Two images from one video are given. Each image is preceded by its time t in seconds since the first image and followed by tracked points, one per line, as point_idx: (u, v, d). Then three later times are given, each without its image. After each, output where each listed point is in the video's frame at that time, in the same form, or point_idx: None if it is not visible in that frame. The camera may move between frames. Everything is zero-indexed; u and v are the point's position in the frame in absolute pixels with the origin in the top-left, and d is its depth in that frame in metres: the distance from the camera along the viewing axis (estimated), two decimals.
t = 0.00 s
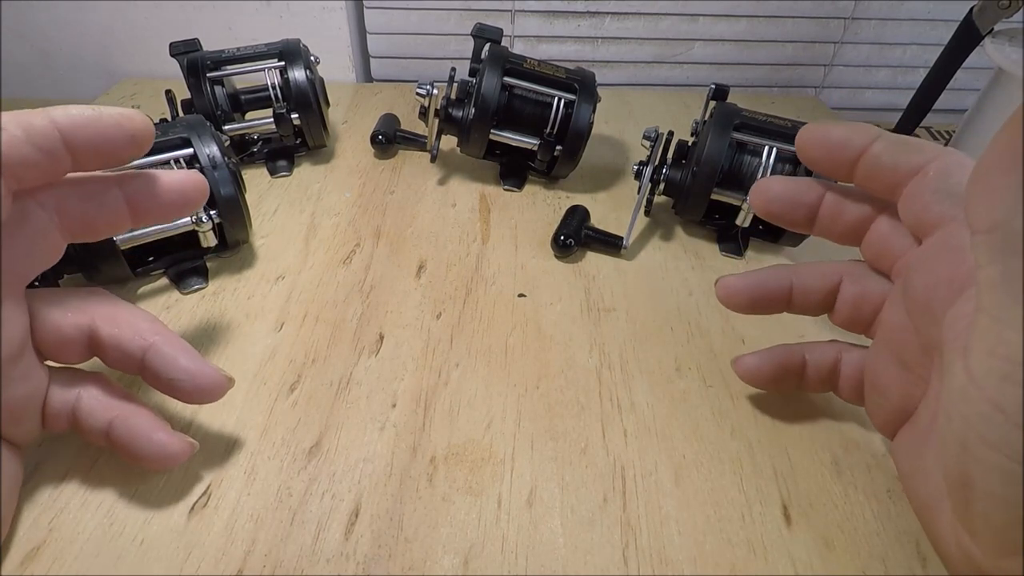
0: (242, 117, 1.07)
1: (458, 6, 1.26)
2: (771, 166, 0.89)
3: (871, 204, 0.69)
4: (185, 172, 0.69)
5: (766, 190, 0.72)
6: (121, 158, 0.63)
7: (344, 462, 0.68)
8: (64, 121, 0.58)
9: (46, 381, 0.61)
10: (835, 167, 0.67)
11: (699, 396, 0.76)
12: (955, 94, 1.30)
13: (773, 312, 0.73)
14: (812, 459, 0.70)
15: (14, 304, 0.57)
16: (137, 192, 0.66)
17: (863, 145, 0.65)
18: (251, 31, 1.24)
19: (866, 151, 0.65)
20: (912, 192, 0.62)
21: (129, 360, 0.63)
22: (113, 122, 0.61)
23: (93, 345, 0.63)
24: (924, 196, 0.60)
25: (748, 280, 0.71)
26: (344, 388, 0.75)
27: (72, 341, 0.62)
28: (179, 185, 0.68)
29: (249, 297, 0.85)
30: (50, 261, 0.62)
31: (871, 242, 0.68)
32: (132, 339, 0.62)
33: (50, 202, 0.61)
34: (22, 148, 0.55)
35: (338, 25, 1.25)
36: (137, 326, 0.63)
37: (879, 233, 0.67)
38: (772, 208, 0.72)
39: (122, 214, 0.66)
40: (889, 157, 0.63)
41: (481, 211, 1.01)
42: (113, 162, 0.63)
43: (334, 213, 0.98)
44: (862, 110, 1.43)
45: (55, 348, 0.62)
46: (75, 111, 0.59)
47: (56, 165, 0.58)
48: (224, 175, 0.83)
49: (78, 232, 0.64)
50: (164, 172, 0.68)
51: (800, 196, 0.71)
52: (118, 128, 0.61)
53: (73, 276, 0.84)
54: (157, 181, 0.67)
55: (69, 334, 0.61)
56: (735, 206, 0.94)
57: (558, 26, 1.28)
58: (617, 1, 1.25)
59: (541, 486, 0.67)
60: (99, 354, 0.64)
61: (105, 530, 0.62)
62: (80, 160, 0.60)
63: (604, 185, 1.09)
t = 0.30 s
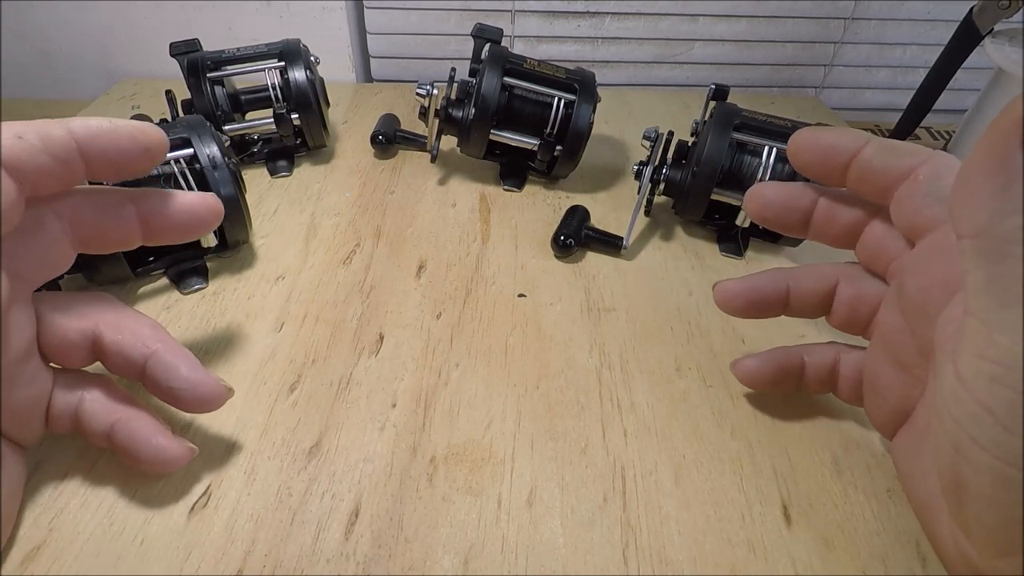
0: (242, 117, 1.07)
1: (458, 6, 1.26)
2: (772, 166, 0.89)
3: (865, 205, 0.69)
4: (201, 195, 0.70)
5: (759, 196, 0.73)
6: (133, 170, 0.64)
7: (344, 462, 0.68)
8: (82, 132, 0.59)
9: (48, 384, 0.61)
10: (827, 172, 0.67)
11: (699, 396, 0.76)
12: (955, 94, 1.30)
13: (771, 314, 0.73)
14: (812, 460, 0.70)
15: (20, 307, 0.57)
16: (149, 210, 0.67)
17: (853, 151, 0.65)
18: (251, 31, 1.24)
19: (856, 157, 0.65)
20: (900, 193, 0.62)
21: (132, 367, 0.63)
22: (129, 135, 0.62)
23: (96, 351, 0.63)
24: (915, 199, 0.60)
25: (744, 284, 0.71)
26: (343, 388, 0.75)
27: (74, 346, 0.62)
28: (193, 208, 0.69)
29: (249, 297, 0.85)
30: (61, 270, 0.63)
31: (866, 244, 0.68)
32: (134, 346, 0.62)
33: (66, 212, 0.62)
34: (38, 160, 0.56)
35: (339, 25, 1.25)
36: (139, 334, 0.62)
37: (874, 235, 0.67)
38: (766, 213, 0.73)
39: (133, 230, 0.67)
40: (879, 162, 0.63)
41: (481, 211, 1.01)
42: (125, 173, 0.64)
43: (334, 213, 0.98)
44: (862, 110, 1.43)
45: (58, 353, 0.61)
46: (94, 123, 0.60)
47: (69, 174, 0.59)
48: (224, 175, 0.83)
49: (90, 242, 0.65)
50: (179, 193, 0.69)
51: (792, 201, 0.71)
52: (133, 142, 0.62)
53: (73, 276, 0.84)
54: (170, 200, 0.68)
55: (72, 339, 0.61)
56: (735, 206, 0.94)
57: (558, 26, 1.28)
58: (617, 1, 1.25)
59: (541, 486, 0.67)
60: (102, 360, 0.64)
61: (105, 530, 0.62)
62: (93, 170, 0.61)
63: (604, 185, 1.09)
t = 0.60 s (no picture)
0: (242, 117, 1.07)
1: (458, 6, 1.26)
2: (772, 166, 0.89)
3: (862, 206, 0.69)
4: (207, 203, 0.71)
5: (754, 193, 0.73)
6: (138, 177, 0.65)
7: (344, 462, 0.68)
8: (89, 137, 0.59)
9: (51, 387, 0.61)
10: (822, 172, 0.67)
11: (699, 396, 0.76)
12: (955, 94, 1.30)
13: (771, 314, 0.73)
14: (813, 460, 0.70)
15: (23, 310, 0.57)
16: (153, 217, 0.67)
17: (848, 148, 0.65)
18: (251, 31, 1.24)
19: (851, 155, 0.65)
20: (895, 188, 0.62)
21: (134, 370, 0.63)
22: (137, 143, 0.62)
23: (98, 354, 0.63)
24: (912, 199, 0.60)
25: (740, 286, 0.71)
26: (343, 388, 0.75)
27: (77, 349, 0.62)
28: (198, 216, 0.70)
29: (249, 297, 0.85)
30: (64, 275, 0.63)
31: (864, 244, 0.68)
32: (135, 349, 0.62)
33: (69, 217, 0.62)
34: (44, 165, 0.56)
35: (338, 25, 1.25)
36: (141, 337, 0.62)
37: (871, 235, 0.67)
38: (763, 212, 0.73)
39: (137, 236, 0.67)
40: (875, 159, 0.63)
41: (481, 211, 1.01)
42: (129, 180, 0.64)
43: (334, 213, 0.98)
44: (862, 110, 1.43)
45: (61, 356, 0.61)
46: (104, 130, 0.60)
47: (74, 180, 0.60)
48: (224, 175, 0.83)
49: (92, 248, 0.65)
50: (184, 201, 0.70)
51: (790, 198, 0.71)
52: (138, 149, 0.63)
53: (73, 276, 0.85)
54: (175, 207, 0.68)
55: (75, 341, 0.61)
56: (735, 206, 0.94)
57: (558, 26, 1.28)
58: (617, 1, 1.25)
59: (541, 487, 0.67)
60: (104, 363, 0.64)
61: (105, 530, 0.62)
62: (99, 177, 0.62)
63: (604, 185, 1.09)
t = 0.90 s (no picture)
0: (242, 117, 1.07)
1: (458, 6, 1.26)
2: (772, 166, 0.89)
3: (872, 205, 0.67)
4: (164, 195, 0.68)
5: (766, 202, 0.72)
6: (130, 176, 0.65)
7: (344, 462, 0.68)
8: (82, 134, 0.60)
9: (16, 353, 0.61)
10: (850, 186, 0.67)
11: (699, 396, 0.76)
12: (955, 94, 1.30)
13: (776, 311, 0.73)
14: (813, 460, 0.70)
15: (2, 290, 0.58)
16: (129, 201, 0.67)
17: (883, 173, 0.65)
18: (251, 31, 1.24)
19: (886, 181, 0.64)
20: (920, 223, 0.62)
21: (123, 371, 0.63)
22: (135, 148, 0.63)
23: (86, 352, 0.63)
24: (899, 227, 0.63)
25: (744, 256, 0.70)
26: (343, 388, 0.75)
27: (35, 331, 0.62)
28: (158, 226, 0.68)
29: (249, 297, 0.85)
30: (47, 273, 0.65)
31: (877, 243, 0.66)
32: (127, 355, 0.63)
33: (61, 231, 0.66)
34: (28, 158, 0.57)
35: (339, 25, 1.25)
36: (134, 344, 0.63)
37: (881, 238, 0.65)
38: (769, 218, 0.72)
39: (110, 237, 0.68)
40: (909, 187, 0.63)
41: (481, 211, 1.01)
42: (119, 178, 0.65)
43: (334, 213, 0.98)
44: (862, 110, 1.43)
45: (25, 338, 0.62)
46: (99, 129, 0.61)
47: (60, 171, 0.61)
48: (224, 175, 0.83)
49: (65, 257, 0.66)
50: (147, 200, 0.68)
51: (800, 205, 0.71)
52: (133, 150, 0.63)
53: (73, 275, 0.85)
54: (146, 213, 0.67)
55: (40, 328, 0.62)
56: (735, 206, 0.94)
57: (558, 26, 1.28)
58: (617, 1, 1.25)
59: (541, 487, 0.67)
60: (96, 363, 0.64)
61: (105, 530, 0.62)
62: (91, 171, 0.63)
63: (605, 185, 1.09)
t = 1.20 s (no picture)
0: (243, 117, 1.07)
1: (458, 6, 1.26)
2: (772, 166, 0.89)
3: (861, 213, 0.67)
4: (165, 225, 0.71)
5: (755, 227, 0.73)
6: (147, 227, 0.70)
7: (344, 462, 0.68)
8: (113, 180, 0.65)
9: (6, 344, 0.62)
10: (837, 199, 0.67)
11: (700, 396, 0.76)
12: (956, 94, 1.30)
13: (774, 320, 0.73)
14: (810, 462, 0.70)
15: None
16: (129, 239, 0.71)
17: (869, 182, 0.65)
18: (252, 31, 1.24)
19: (872, 190, 0.65)
20: (909, 231, 0.62)
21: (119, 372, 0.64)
22: (160, 203, 0.68)
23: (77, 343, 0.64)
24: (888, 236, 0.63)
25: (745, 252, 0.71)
26: (344, 388, 0.75)
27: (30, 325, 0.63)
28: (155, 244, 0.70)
29: (249, 297, 0.85)
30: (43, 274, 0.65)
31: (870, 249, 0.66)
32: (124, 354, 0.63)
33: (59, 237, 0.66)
34: (56, 192, 0.62)
35: (338, 25, 1.25)
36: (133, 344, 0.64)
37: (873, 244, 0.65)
38: (760, 240, 0.74)
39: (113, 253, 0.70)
40: (896, 195, 0.63)
41: (481, 211, 1.01)
42: (137, 228, 0.69)
43: (334, 213, 0.98)
44: (862, 110, 1.43)
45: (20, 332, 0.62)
46: (131, 179, 0.66)
47: (82, 209, 0.65)
48: (224, 175, 0.83)
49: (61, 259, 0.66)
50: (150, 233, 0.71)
51: (789, 223, 0.72)
52: (156, 205, 0.68)
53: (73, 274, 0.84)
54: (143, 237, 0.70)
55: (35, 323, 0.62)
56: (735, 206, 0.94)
57: (558, 26, 1.28)
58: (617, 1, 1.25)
59: (541, 487, 0.67)
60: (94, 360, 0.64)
61: (105, 530, 0.62)
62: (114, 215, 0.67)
63: (605, 185, 1.09)
